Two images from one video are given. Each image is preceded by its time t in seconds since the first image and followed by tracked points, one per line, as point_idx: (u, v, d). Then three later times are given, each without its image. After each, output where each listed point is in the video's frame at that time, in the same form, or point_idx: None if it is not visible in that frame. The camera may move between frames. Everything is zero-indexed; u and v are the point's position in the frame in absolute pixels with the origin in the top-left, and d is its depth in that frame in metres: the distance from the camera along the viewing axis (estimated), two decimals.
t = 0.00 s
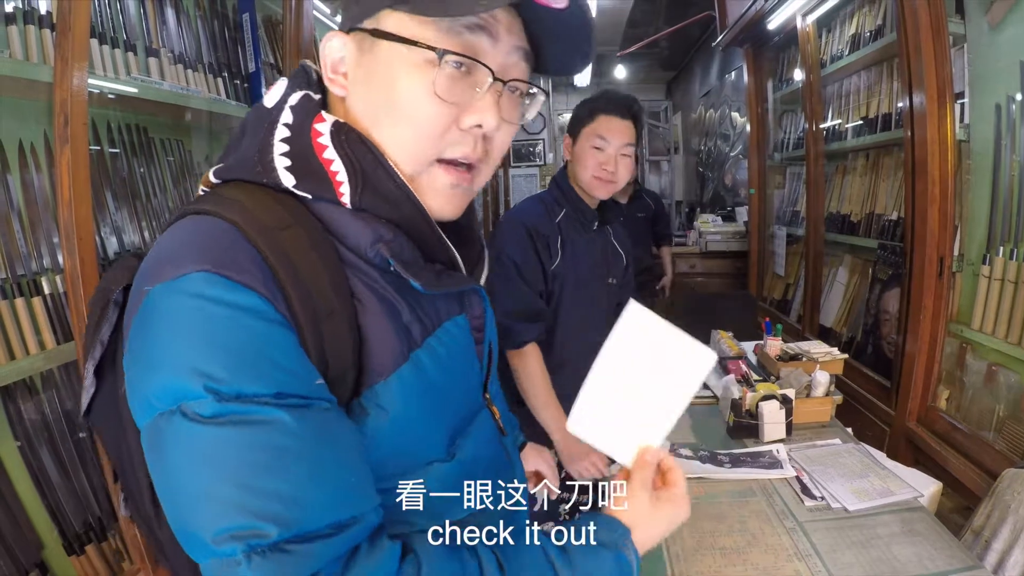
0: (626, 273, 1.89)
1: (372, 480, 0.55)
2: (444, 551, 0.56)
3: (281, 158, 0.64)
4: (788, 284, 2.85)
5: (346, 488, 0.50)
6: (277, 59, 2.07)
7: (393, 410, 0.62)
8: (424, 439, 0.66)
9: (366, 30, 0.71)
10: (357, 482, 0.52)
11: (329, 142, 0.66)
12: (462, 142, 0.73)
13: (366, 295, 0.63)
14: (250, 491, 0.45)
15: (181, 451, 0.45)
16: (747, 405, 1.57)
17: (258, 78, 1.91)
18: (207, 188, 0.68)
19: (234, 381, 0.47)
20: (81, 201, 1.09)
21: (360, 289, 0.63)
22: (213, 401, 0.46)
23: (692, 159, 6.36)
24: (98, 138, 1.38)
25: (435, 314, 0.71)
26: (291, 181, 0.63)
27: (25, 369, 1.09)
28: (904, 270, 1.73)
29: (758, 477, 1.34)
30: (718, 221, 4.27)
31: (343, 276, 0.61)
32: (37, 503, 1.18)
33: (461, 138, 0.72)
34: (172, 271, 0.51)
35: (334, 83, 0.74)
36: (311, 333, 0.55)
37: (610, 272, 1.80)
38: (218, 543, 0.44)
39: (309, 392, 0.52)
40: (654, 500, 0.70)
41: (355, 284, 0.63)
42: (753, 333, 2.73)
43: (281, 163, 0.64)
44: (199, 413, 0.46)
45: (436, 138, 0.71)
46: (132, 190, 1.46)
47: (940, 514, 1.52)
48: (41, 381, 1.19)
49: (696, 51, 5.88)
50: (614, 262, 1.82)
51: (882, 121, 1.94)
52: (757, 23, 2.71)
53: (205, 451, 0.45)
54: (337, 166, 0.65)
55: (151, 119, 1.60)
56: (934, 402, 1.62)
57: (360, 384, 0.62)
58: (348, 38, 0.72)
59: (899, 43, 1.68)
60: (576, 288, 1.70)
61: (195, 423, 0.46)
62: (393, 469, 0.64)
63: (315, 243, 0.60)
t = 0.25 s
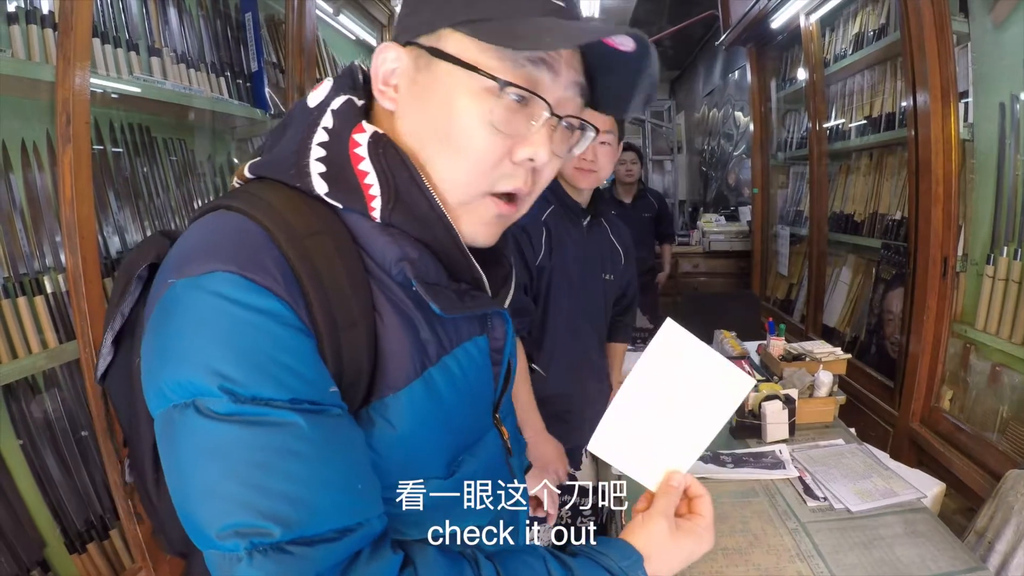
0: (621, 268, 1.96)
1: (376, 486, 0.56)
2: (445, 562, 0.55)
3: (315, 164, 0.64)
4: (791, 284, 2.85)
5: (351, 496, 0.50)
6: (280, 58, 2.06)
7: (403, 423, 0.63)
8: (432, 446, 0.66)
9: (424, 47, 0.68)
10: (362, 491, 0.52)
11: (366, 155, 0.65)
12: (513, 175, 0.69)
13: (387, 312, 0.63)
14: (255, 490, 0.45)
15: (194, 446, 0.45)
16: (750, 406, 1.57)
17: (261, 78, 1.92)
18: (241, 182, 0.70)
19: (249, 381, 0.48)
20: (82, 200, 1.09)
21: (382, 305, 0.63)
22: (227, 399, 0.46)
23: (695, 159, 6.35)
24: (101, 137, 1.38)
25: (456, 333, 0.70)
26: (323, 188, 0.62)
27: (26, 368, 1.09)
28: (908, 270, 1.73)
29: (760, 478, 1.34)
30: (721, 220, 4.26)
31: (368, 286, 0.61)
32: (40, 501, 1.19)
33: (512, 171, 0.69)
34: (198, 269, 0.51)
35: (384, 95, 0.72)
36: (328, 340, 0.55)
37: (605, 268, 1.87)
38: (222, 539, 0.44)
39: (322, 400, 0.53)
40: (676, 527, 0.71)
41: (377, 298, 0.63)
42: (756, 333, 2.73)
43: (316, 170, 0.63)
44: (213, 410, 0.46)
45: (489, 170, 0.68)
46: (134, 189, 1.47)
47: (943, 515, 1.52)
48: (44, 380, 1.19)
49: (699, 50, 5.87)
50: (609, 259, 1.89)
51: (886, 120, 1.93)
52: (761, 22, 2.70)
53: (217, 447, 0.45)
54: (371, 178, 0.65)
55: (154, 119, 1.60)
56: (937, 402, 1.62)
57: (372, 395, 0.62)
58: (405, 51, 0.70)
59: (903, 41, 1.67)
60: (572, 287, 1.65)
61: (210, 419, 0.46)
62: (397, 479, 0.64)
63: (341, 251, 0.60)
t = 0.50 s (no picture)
0: (617, 265, 1.98)
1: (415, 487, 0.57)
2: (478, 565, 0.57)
3: (347, 162, 0.62)
4: (794, 284, 2.84)
5: (398, 499, 0.52)
6: (282, 57, 2.06)
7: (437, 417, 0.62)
8: (464, 443, 0.66)
9: (530, 94, 0.67)
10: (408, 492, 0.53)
11: (398, 151, 0.64)
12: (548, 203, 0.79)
13: (421, 308, 0.62)
14: (312, 502, 0.46)
15: (249, 459, 0.45)
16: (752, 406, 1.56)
17: (263, 77, 1.91)
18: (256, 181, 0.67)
19: (305, 389, 0.47)
20: (83, 199, 1.09)
21: (416, 302, 0.62)
22: (286, 409, 0.46)
23: (697, 158, 6.33)
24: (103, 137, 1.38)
25: (481, 326, 0.68)
26: (358, 187, 0.61)
27: (26, 367, 1.09)
28: (911, 270, 1.72)
29: (762, 478, 1.33)
30: (724, 220, 4.24)
31: (396, 285, 0.59)
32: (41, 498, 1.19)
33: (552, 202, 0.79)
34: (244, 278, 0.49)
35: (464, 120, 0.68)
36: (371, 335, 0.54)
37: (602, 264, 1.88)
38: (280, 550, 0.46)
39: (368, 402, 0.53)
40: None
41: (411, 294, 0.62)
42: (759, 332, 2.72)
43: (348, 168, 0.62)
44: (268, 421, 0.46)
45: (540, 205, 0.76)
46: (136, 189, 1.47)
47: (945, 516, 1.51)
48: (45, 379, 1.19)
49: (702, 49, 5.85)
50: (605, 256, 1.90)
51: (889, 120, 1.92)
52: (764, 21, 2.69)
53: (275, 459, 0.45)
54: (405, 176, 0.64)
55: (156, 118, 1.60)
56: (941, 402, 1.61)
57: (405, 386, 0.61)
58: (504, 87, 0.67)
59: (907, 40, 1.67)
60: (567, 280, 1.66)
61: (266, 431, 0.46)
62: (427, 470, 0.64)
63: (373, 252, 0.58)
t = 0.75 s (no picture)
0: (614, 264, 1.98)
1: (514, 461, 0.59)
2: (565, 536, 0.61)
3: (428, 174, 0.61)
4: (796, 283, 2.83)
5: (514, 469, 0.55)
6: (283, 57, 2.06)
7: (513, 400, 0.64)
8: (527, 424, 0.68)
9: (578, 126, 0.76)
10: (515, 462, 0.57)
11: (473, 165, 0.65)
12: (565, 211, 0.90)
13: (494, 306, 0.60)
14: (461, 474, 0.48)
15: (401, 444, 0.47)
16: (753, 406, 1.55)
17: (264, 76, 1.91)
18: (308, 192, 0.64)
19: (446, 373, 0.49)
20: (83, 198, 1.09)
21: (490, 300, 0.60)
22: (434, 393, 0.47)
23: (699, 158, 6.32)
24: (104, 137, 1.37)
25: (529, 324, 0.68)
26: (442, 197, 0.61)
27: (25, 366, 1.09)
28: (914, 270, 1.71)
29: (764, 479, 1.33)
30: (727, 220, 4.24)
31: (475, 283, 0.58)
32: (40, 498, 1.19)
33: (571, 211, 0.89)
34: (375, 276, 0.49)
35: (522, 144, 0.74)
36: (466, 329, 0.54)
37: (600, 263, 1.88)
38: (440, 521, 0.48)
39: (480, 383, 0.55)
40: None
41: (486, 293, 0.61)
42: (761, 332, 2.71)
43: (430, 179, 0.61)
44: (416, 406, 0.47)
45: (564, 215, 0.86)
46: (137, 188, 1.47)
47: (948, 517, 1.51)
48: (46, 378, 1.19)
49: (704, 49, 5.84)
50: (603, 255, 1.90)
51: (892, 119, 1.91)
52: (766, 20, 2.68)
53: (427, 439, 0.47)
54: (481, 188, 0.64)
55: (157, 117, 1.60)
56: (944, 403, 1.60)
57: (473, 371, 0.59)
58: (561, 120, 0.75)
59: (910, 39, 1.67)
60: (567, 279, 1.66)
61: (416, 417, 0.47)
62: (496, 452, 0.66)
63: (458, 254, 0.58)
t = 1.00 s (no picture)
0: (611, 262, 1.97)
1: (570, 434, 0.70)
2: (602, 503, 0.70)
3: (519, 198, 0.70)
4: (799, 284, 2.83)
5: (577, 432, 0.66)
6: (285, 56, 2.05)
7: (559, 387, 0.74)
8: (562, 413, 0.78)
9: (631, 177, 0.82)
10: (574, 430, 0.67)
11: (555, 195, 0.73)
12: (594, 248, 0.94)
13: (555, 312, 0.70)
14: (551, 423, 0.59)
15: (511, 392, 0.57)
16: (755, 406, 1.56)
17: (265, 76, 1.91)
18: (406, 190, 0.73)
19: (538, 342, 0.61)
20: (82, 198, 1.09)
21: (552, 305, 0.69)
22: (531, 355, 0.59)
23: (701, 158, 6.31)
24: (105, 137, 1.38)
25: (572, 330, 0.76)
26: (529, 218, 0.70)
27: (25, 366, 1.09)
28: (916, 269, 1.71)
29: (766, 479, 1.33)
30: (729, 220, 4.22)
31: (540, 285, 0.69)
32: (41, 497, 1.20)
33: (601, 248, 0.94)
34: (481, 264, 0.60)
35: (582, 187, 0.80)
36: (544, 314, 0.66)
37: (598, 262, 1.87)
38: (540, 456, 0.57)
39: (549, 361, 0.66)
40: None
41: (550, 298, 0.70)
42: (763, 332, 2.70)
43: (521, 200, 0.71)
44: (519, 364, 0.58)
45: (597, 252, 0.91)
46: (137, 188, 1.47)
47: (950, 517, 1.50)
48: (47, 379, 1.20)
49: (706, 49, 5.83)
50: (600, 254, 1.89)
51: (895, 119, 1.91)
52: (768, 19, 2.68)
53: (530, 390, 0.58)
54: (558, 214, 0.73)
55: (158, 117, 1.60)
56: (946, 403, 1.60)
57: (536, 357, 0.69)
58: (618, 171, 0.80)
59: (912, 39, 1.66)
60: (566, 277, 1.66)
61: (521, 372, 0.58)
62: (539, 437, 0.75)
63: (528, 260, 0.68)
